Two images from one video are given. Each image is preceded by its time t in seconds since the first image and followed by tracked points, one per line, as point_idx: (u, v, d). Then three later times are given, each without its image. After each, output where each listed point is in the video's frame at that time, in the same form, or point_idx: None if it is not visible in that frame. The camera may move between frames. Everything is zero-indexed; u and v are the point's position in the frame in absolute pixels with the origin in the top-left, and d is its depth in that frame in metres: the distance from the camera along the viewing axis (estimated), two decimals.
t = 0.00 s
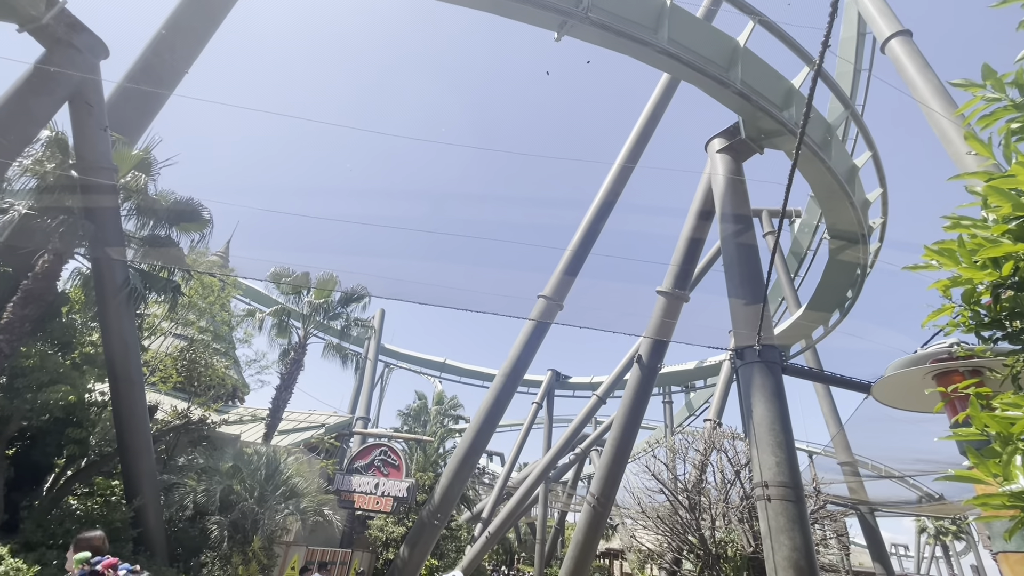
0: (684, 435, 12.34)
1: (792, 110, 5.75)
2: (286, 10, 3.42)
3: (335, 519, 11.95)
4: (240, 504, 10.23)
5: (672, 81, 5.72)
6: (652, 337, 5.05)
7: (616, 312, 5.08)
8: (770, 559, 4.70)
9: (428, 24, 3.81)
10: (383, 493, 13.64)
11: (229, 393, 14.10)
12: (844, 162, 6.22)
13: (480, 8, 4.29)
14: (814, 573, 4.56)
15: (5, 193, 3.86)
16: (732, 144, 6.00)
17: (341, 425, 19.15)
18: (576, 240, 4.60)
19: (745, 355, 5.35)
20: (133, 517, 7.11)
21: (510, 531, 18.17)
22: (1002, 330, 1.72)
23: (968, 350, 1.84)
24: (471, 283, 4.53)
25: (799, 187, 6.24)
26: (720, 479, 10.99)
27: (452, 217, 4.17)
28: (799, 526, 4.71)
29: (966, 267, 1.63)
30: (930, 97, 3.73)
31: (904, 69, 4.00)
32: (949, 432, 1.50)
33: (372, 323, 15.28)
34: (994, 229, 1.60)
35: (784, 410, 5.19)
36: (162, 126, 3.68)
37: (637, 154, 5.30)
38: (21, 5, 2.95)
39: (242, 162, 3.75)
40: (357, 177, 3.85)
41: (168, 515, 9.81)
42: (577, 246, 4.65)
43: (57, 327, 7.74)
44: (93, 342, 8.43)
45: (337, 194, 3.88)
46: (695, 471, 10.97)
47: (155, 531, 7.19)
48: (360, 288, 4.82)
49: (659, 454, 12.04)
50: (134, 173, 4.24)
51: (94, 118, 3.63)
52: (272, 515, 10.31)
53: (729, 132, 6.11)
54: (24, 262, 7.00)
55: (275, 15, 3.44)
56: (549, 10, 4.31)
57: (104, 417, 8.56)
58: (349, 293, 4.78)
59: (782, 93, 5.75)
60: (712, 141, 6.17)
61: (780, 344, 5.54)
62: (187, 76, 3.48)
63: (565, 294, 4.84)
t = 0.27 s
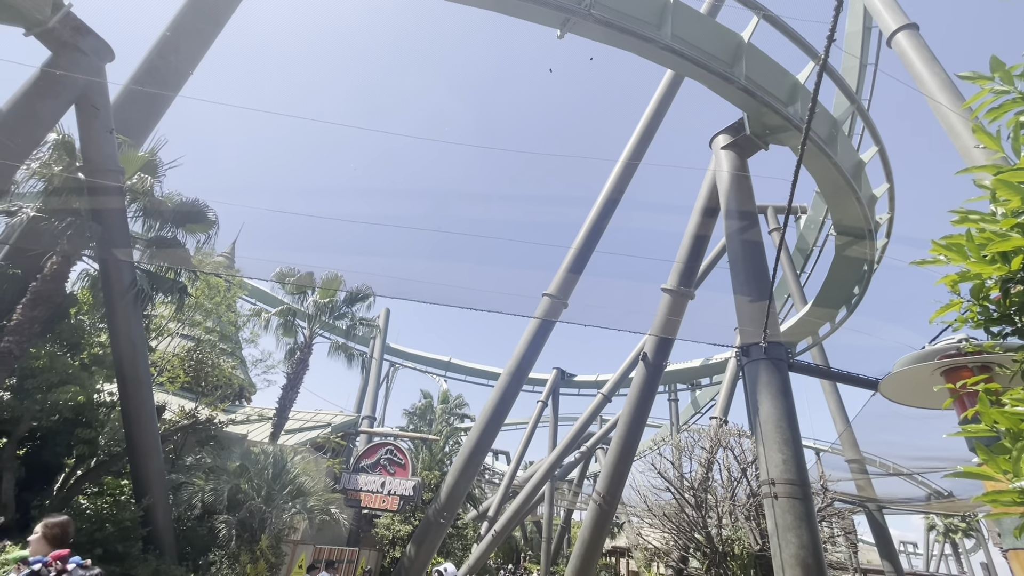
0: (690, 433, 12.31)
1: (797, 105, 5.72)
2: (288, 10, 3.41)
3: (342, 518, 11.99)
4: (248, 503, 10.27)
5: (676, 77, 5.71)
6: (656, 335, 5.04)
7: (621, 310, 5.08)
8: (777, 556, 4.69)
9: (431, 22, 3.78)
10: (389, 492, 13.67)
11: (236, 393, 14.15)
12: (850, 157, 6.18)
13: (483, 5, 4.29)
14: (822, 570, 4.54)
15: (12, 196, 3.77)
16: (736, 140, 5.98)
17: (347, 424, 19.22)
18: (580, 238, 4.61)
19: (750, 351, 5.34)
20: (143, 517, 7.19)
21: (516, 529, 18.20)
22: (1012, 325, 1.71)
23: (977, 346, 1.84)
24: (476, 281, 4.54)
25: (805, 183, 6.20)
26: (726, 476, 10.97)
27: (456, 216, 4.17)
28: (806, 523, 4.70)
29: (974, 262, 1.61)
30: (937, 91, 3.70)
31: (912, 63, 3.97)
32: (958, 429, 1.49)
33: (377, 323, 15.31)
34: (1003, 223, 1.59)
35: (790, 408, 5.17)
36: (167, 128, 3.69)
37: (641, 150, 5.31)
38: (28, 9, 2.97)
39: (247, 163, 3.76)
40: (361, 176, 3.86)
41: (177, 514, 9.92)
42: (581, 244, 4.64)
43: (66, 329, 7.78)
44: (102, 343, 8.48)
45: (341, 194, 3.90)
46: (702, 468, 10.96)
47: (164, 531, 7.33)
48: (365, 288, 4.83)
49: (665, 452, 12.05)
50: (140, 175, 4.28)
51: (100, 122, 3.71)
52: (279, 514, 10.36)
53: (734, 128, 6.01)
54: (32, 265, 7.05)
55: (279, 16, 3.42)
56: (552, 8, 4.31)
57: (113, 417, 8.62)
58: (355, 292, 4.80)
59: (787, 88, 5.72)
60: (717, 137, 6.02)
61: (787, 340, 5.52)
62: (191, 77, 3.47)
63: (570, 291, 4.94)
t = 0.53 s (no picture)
0: (695, 430, 12.29)
1: (800, 100, 5.70)
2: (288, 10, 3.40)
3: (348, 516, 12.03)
4: (255, 502, 10.33)
5: (679, 74, 5.70)
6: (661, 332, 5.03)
7: (625, 308, 5.07)
8: (784, 554, 4.68)
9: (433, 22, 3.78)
10: (394, 490, 13.68)
11: (242, 393, 14.21)
12: (855, 152, 6.15)
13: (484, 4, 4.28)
14: (829, 568, 4.53)
15: (18, 197, 3.87)
16: (740, 136, 5.97)
17: (353, 423, 19.29)
18: (583, 236, 4.60)
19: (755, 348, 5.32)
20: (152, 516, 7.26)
21: (522, 527, 18.23)
22: (1020, 320, 1.69)
23: (984, 342, 1.82)
24: (480, 280, 4.54)
25: (810, 178, 6.17)
26: (731, 474, 10.95)
27: (460, 215, 4.17)
28: (813, 520, 4.68)
29: (981, 257, 1.60)
30: (943, 85, 3.68)
31: (917, 56, 3.95)
32: (965, 425, 1.49)
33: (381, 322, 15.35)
34: (1009, 218, 1.57)
35: (796, 405, 5.15)
36: (171, 130, 3.71)
37: (644, 147, 5.30)
38: (33, 13, 2.98)
39: (251, 164, 3.77)
40: (364, 176, 3.87)
41: (185, 513, 10.00)
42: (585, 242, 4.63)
43: (74, 330, 7.84)
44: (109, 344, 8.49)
45: (344, 194, 3.91)
46: (707, 466, 10.94)
47: (173, 529, 7.35)
48: (369, 288, 4.84)
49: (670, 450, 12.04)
50: (145, 176, 4.31)
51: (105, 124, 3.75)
52: (286, 513, 10.42)
53: (738, 124, 6.04)
54: (39, 267, 7.14)
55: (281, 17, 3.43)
56: (554, 5, 4.29)
57: (121, 418, 8.70)
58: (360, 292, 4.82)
59: (791, 83, 5.69)
60: (720, 135, 6.11)
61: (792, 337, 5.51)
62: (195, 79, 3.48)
63: (573, 289, 4.82)
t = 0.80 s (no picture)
0: (701, 427, 12.27)
1: (804, 96, 5.67)
2: (291, 9, 3.40)
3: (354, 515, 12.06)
4: (262, 501, 10.38)
5: (681, 70, 5.69)
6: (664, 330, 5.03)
7: (629, 305, 5.07)
8: (790, 550, 4.68)
9: (433, 21, 3.78)
10: (400, 489, 13.67)
11: (248, 393, 14.26)
12: (859, 147, 6.12)
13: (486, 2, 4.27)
14: (835, 564, 4.53)
15: (24, 200, 3.90)
16: (743, 133, 5.96)
17: (358, 423, 19.35)
18: (587, 234, 4.60)
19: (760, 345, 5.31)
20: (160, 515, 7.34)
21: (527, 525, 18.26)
22: None
23: (991, 337, 1.82)
24: (483, 279, 4.55)
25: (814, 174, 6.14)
26: (737, 471, 10.93)
27: (462, 214, 4.17)
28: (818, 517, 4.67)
29: (986, 251, 1.59)
30: (948, 79, 3.66)
31: (922, 50, 3.92)
32: (971, 420, 1.48)
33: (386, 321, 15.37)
34: (1014, 213, 1.57)
35: (801, 401, 5.14)
36: (174, 131, 3.72)
37: (646, 144, 5.29)
38: (37, 17, 3.02)
39: (254, 165, 3.78)
40: (366, 176, 3.88)
41: (192, 513, 10.04)
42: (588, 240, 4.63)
43: (81, 332, 7.88)
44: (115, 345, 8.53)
45: (346, 194, 3.92)
46: (712, 463, 10.93)
47: (181, 530, 7.53)
48: (373, 287, 4.86)
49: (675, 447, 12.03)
50: (151, 179, 4.32)
51: (109, 126, 3.78)
52: (293, 512, 10.46)
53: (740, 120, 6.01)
54: (46, 269, 7.25)
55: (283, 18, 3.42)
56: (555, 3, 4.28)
57: (128, 418, 8.76)
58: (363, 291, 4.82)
59: (794, 78, 5.66)
60: (722, 130, 6.05)
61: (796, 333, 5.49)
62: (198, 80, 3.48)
63: (577, 287, 4.72)
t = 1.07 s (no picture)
0: (705, 424, 12.24)
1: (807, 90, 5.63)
2: (289, 10, 3.36)
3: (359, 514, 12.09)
4: (267, 501, 10.42)
5: (683, 66, 5.67)
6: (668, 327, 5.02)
7: (632, 303, 5.07)
8: (795, 546, 4.67)
9: (433, 20, 3.77)
10: (405, 487, 13.60)
11: (252, 393, 14.30)
12: (862, 141, 6.09)
13: None
14: (841, 560, 4.52)
15: (30, 202, 3.92)
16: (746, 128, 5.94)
17: (362, 422, 19.39)
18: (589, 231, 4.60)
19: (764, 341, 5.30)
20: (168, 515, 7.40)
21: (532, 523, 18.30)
22: None
23: (995, 332, 1.81)
24: (486, 277, 4.55)
25: (817, 169, 6.11)
26: (742, 468, 10.91)
27: (464, 213, 4.17)
28: (824, 513, 4.67)
29: (989, 245, 1.59)
30: (953, 71, 3.64)
31: (926, 43, 3.90)
32: (976, 415, 1.48)
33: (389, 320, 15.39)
34: (1019, 207, 1.56)
35: (805, 397, 5.12)
36: (176, 133, 3.73)
37: (648, 141, 5.28)
38: (40, 21, 3.00)
39: (255, 165, 3.78)
40: (367, 176, 3.87)
41: (199, 512, 10.08)
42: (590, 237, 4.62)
43: (86, 333, 7.93)
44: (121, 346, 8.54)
45: (346, 194, 3.90)
46: (717, 460, 10.91)
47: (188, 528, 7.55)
48: (376, 287, 4.86)
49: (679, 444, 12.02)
50: (153, 180, 4.36)
51: (112, 128, 3.79)
52: (298, 511, 10.49)
53: (743, 116, 6.03)
54: (52, 271, 7.30)
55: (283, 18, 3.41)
56: None
57: (134, 419, 8.78)
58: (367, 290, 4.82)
59: (797, 73, 5.63)
60: (724, 126, 6.09)
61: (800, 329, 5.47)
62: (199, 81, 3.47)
63: (579, 284, 5.00)
